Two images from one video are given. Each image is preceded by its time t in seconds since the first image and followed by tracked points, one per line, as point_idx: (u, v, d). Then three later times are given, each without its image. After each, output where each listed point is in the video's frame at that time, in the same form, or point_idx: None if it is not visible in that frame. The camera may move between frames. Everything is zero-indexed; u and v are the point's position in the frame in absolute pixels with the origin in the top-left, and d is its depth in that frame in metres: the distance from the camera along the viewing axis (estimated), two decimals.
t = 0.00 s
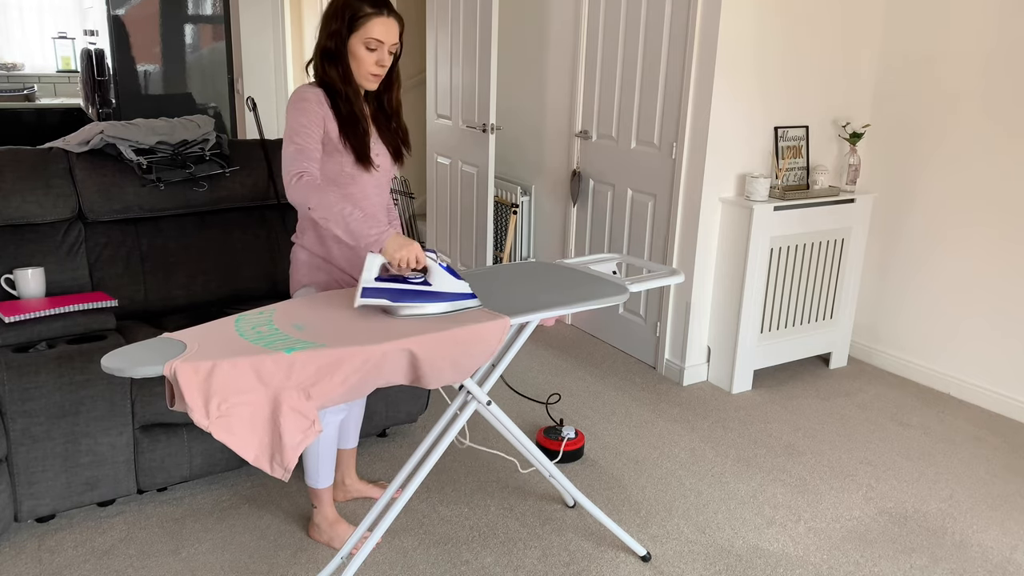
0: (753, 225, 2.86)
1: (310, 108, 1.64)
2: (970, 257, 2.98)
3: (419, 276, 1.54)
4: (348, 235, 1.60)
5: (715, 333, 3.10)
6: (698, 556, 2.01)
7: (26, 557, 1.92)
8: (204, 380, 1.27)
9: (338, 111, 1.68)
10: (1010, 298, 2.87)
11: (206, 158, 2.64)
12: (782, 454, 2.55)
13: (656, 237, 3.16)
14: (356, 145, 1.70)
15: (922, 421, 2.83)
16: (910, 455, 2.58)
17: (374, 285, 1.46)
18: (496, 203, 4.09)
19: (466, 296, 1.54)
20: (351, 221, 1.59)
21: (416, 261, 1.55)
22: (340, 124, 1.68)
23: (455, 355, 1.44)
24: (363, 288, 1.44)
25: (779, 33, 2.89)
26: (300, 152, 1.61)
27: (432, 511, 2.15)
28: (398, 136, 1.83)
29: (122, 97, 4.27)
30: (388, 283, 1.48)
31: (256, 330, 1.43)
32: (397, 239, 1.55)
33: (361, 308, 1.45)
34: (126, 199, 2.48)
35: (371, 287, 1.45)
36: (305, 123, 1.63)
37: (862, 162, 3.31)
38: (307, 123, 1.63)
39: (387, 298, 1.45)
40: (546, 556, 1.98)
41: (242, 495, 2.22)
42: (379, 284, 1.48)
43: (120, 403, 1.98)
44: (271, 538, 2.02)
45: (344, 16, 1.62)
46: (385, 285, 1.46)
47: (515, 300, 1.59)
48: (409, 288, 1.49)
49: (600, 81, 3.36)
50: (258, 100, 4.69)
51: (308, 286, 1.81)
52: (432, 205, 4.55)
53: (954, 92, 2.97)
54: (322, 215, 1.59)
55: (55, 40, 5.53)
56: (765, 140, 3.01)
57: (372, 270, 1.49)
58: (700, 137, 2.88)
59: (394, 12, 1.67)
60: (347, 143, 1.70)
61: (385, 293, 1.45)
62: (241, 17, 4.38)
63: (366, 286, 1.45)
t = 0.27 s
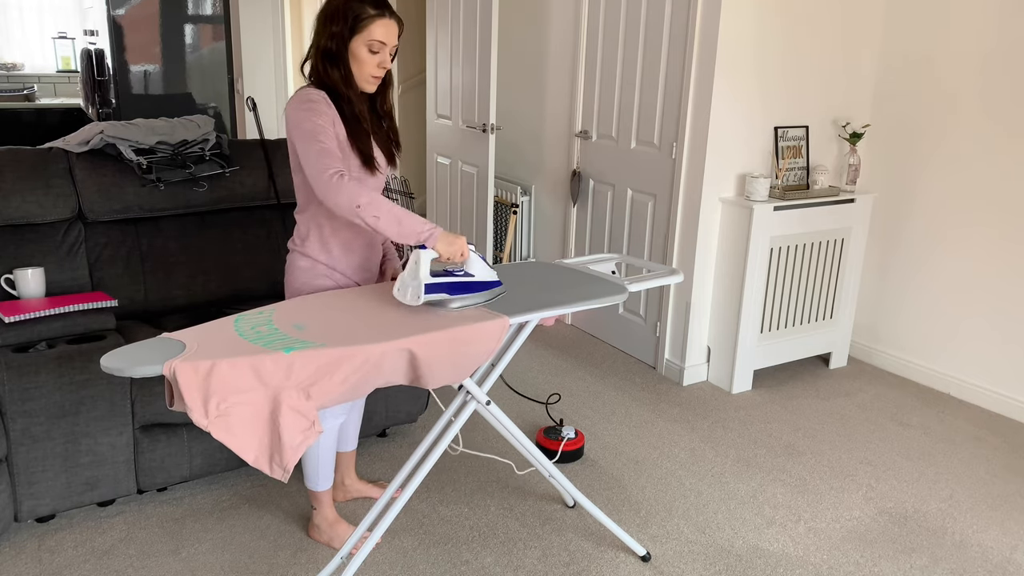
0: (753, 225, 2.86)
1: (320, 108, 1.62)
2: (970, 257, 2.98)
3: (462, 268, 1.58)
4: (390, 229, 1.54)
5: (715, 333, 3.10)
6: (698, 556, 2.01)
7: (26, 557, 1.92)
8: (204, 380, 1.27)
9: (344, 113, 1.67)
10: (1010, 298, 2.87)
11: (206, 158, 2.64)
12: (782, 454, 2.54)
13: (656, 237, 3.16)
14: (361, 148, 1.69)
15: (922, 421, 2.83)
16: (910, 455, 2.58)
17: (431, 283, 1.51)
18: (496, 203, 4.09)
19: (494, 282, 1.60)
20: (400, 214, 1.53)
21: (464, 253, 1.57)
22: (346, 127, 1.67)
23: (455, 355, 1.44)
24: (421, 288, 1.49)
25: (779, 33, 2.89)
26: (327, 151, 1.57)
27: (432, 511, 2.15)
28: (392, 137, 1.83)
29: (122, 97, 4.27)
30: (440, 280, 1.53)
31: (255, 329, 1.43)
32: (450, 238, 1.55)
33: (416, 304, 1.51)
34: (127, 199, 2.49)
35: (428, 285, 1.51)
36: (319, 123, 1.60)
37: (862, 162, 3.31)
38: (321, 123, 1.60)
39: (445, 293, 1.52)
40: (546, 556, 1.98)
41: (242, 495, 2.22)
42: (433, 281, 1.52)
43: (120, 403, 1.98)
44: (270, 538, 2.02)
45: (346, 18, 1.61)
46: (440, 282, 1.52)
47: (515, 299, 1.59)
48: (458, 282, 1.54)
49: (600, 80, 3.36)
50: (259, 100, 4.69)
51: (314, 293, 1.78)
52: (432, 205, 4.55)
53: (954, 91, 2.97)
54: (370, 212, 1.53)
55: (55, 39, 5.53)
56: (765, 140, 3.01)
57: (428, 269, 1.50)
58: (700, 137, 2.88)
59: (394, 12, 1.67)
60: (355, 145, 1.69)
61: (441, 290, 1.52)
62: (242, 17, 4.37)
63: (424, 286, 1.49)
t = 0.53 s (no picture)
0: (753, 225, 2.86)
1: (314, 110, 1.62)
2: (970, 257, 2.98)
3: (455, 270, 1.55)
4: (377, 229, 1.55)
5: (715, 333, 3.10)
6: (699, 555, 2.01)
7: (26, 557, 1.92)
8: (204, 380, 1.27)
9: (339, 114, 1.67)
10: (1010, 298, 2.87)
11: (206, 158, 2.65)
12: (782, 454, 2.55)
13: (656, 237, 3.16)
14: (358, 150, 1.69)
15: (922, 421, 2.83)
16: (910, 455, 2.58)
17: (416, 283, 1.47)
18: (496, 203, 4.09)
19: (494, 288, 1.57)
20: (389, 218, 1.54)
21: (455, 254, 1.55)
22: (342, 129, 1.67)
23: (455, 355, 1.44)
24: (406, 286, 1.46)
25: (779, 33, 2.89)
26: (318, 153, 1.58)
27: (432, 511, 2.15)
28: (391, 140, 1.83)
29: (122, 97, 4.27)
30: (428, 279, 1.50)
31: (256, 329, 1.43)
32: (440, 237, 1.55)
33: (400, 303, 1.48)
34: (127, 199, 2.49)
35: (414, 284, 1.47)
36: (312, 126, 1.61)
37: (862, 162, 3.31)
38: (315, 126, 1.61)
39: (431, 293, 1.49)
40: (546, 556, 1.98)
41: (242, 495, 2.22)
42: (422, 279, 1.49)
43: (120, 403, 1.98)
44: (270, 538, 2.02)
45: (340, 17, 1.62)
46: (426, 282, 1.49)
47: (514, 300, 1.59)
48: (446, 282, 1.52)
49: (600, 81, 3.36)
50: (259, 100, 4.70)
51: (308, 293, 1.78)
52: (433, 205, 4.55)
53: (954, 92, 2.97)
54: (360, 215, 1.54)
55: (55, 40, 5.54)
56: (765, 140, 3.01)
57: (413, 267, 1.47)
58: (700, 137, 2.88)
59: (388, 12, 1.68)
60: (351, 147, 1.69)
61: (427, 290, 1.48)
62: (242, 17, 4.37)
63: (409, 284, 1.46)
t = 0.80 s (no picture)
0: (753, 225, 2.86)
1: (311, 114, 1.62)
2: (970, 257, 2.98)
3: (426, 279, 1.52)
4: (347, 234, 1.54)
5: (715, 333, 3.10)
6: (699, 555, 2.01)
7: (26, 557, 1.92)
8: (204, 380, 1.27)
9: (342, 118, 1.66)
10: (1010, 298, 2.87)
11: (206, 158, 2.64)
12: (782, 454, 2.55)
13: (656, 237, 3.16)
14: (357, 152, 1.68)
15: (922, 421, 2.83)
16: (910, 455, 2.58)
17: (376, 289, 1.44)
18: (496, 203, 4.08)
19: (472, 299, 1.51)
20: (357, 224, 1.53)
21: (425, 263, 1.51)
22: (340, 132, 1.67)
23: (455, 355, 1.44)
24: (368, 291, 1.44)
25: (779, 33, 2.89)
26: (298, 156, 1.58)
27: (432, 512, 2.15)
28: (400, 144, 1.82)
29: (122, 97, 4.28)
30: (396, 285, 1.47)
31: (256, 329, 1.43)
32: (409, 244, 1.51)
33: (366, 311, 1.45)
34: (127, 199, 2.48)
35: (376, 291, 1.44)
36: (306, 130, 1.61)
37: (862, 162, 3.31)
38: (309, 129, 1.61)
39: (393, 301, 1.43)
40: (546, 556, 1.98)
41: (242, 495, 2.22)
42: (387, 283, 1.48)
43: (120, 403, 1.98)
44: (270, 538, 2.02)
45: (347, 21, 1.62)
46: (391, 287, 1.45)
47: (514, 300, 1.59)
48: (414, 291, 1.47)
49: (600, 81, 3.36)
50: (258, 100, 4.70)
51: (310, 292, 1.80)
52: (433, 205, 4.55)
53: (954, 92, 2.97)
54: (325, 219, 1.54)
55: (55, 39, 5.53)
56: (765, 140, 3.01)
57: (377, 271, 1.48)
58: (700, 137, 2.88)
59: (397, 14, 1.66)
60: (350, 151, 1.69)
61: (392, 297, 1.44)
62: (242, 17, 4.37)
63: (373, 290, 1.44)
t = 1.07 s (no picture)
0: (753, 225, 2.86)
1: (380, 107, 1.71)
2: (970, 257, 2.98)
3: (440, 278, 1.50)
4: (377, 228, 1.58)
5: (714, 333, 3.10)
6: (698, 556, 2.01)
7: (26, 557, 1.92)
8: (205, 380, 1.27)
9: (411, 113, 1.73)
10: (1010, 298, 2.87)
11: (206, 158, 2.64)
12: (782, 454, 2.54)
13: (656, 237, 3.16)
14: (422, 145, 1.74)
15: (922, 421, 2.83)
16: (910, 455, 2.58)
17: (389, 283, 1.47)
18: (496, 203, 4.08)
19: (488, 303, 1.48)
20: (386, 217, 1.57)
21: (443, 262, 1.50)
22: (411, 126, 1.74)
23: (455, 356, 1.44)
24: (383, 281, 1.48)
25: (779, 33, 2.89)
26: (360, 147, 1.68)
27: (432, 511, 2.15)
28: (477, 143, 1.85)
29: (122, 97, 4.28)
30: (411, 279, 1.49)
31: (256, 330, 1.43)
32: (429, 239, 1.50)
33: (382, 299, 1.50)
34: (127, 199, 2.48)
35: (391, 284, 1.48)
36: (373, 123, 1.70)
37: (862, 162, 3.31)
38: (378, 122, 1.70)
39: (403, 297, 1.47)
40: (546, 556, 1.98)
41: (242, 495, 2.22)
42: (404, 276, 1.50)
43: (120, 403, 1.98)
44: (270, 538, 2.02)
45: (422, 21, 1.68)
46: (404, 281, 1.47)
47: (515, 300, 1.59)
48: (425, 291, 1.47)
49: (600, 81, 3.36)
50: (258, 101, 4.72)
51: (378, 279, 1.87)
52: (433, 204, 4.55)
53: (954, 92, 2.97)
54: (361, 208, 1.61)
55: (55, 40, 5.53)
56: (765, 140, 3.01)
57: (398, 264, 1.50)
58: (700, 137, 2.88)
59: (471, 13, 1.69)
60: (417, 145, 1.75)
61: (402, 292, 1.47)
62: (242, 16, 4.37)
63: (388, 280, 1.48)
